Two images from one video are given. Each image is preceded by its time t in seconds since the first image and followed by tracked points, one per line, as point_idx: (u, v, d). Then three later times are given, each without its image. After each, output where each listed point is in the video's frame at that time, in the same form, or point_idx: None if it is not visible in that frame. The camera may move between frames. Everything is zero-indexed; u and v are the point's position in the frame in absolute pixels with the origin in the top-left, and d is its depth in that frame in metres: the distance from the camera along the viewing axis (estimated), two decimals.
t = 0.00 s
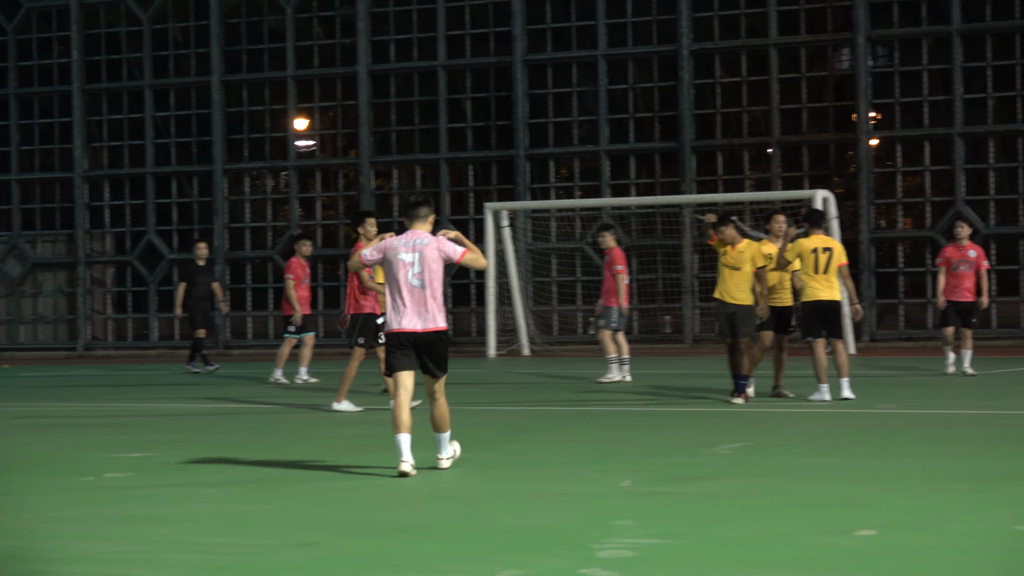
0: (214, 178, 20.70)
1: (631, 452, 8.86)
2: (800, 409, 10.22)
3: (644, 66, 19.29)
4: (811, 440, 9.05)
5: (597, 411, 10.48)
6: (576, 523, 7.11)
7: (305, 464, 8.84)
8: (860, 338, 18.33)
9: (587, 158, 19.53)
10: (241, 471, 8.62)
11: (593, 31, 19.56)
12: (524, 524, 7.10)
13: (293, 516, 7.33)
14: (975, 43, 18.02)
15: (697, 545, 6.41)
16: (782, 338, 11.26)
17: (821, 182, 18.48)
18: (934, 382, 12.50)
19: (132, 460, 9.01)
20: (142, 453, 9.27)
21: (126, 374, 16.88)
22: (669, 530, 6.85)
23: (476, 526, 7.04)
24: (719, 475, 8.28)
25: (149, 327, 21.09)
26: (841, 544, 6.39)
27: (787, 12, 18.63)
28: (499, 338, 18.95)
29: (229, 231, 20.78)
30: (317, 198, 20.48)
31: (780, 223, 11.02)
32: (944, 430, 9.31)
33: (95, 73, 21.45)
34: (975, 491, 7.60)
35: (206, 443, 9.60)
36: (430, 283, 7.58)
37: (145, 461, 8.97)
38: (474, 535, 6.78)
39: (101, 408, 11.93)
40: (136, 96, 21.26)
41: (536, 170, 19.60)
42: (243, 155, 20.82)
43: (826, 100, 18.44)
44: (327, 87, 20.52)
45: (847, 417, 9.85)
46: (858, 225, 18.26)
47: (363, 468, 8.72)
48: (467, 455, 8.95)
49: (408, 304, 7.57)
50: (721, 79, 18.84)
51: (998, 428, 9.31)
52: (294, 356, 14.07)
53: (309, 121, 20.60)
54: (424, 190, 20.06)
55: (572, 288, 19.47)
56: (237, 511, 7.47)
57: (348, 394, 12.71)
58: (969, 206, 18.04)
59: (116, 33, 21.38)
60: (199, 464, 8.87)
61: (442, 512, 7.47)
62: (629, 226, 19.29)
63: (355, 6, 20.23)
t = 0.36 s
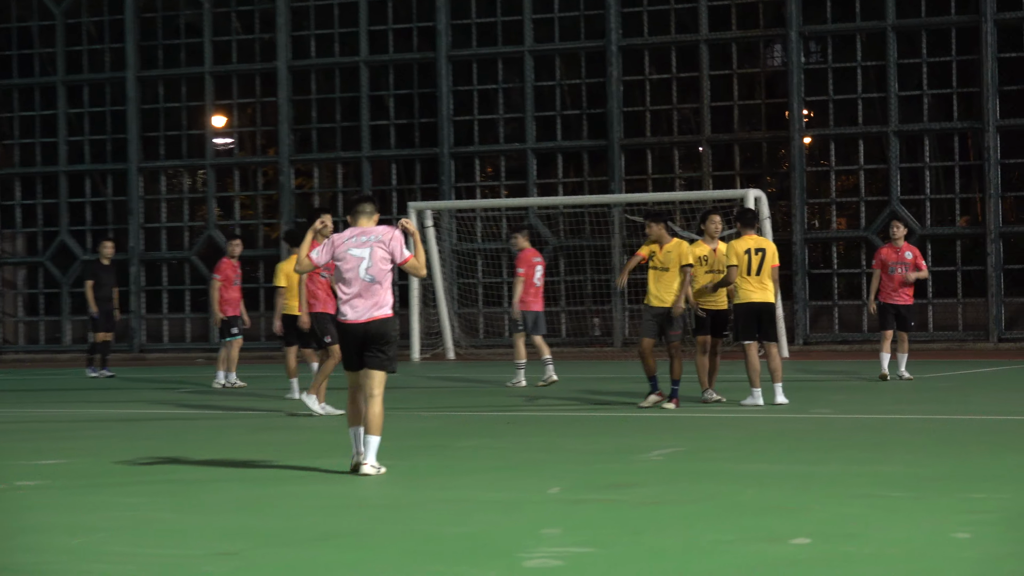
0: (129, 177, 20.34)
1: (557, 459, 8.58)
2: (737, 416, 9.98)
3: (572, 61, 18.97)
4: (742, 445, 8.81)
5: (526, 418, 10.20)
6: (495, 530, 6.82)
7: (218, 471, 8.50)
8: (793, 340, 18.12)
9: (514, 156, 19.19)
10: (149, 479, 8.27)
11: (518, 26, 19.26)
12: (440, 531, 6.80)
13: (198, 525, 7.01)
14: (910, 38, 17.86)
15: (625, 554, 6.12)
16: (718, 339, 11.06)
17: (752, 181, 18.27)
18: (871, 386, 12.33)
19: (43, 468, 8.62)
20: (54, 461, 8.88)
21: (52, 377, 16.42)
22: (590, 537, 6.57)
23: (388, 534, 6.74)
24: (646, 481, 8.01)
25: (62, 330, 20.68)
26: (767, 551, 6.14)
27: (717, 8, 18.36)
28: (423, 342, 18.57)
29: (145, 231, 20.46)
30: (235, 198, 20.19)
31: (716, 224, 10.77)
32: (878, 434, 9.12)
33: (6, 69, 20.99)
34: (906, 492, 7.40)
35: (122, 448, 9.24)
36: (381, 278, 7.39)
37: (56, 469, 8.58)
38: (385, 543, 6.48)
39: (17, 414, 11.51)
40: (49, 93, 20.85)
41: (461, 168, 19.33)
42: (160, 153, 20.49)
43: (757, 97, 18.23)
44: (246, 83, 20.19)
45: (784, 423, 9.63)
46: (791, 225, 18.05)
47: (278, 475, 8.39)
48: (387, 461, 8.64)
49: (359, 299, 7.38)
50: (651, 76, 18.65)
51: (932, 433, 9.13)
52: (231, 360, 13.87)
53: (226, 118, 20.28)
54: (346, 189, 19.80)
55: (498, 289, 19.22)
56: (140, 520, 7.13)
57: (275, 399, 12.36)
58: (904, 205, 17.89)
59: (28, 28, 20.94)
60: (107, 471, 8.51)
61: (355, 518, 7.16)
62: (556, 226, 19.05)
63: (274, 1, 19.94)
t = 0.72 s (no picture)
0: (59, 167, 19.33)
1: (529, 476, 7.82)
2: (727, 436, 9.10)
3: (545, 41, 18.22)
4: (732, 463, 8.07)
5: (497, 436, 9.43)
6: (457, 545, 6.06)
7: (154, 485, 7.72)
8: (789, 347, 17.31)
9: (481, 146, 18.43)
10: (69, 496, 7.38)
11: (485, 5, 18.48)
12: (396, 547, 6.04)
13: (124, 541, 6.22)
14: (916, 16, 17.17)
15: None
16: (708, 349, 10.26)
17: (744, 173, 17.50)
18: (869, 398, 11.57)
19: None
20: None
21: None
22: (565, 554, 5.82)
23: (336, 550, 5.98)
24: (627, 494, 7.26)
25: None
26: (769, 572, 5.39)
27: None
28: (382, 349, 17.77)
29: (75, 228, 19.47)
30: (175, 191, 19.27)
31: (704, 219, 10.04)
32: (880, 451, 8.38)
33: None
34: (917, 508, 6.66)
35: (42, 468, 8.29)
36: (355, 286, 7.17)
37: None
38: (331, 562, 5.72)
39: None
40: None
41: (425, 158, 18.54)
42: (92, 143, 19.51)
43: (748, 81, 17.47)
44: (186, 66, 19.30)
45: (779, 442, 8.76)
46: (786, 220, 17.31)
47: (220, 488, 7.61)
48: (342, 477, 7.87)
49: (331, 306, 7.14)
50: (631, 57, 17.89)
51: (940, 449, 8.39)
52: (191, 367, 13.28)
53: (166, 103, 19.35)
54: (297, 182, 18.93)
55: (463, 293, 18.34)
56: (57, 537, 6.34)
57: (231, 412, 11.55)
58: (911, 199, 17.15)
59: None
60: (24, 489, 7.60)
61: (303, 532, 6.40)
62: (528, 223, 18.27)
63: None
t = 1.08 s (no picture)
0: (35, 170, 19.32)
1: (507, 477, 7.77)
2: (710, 442, 8.95)
3: (523, 43, 18.20)
4: (711, 466, 8.03)
5: (476, 440, 9.38)
6: (433, 542, 6.00)
7: (129, 486, 7.66)
8: (768, 350, 17.36)
9: (459, 148, 18.44)
10: (39, 500, 7.21)
11: (462, 6, 18.45)
12: (370, 543, 5.99)
13: (95, 538, 6.17)
14: (895, 17, 17.13)
15: None
16: (699, 350, 10.19)
17: (723, 175, 17.54)
18: (851, 403, 11.54)
19: None
20: None
21: None
22: (540, 549, 5.78)
23: (310, 546, 5.93)
24: (605, 492, 7.21)
25: None
26: (745, 567, 5.35)
27: None
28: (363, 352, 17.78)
29: (52, 230, 19.44)
30: (152, 194, 19.23)
31: (681, 222, 9.96)
32: (861, 454, 8.35)
33: None
34: (896, 506, 6.63)
35: (11, 475, 8.12)
36: (355, 296, 7.26)
37: None
38: (304, 558, 5.68)
39: None
40: None
41: (403, 160, 18.52)
42: (68, 145, 19.46)
43: (727, 83, 17.48)
44: (163, 67, 19.27)
45: (762, 449, 8.62)
46: (766, 222, 17.37)
47: (195, 488, 7.55)
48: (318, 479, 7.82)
49: (332, 316, 7.23)
50: (610, 59, 17.88)
51: (920, 452, 8.37)
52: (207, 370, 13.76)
53: (142, 106, 19.31)
54: (276, 185, 18.90)
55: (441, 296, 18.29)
56: (28, 534, 6.28)
57: (210, 416, 11.48)
58: (889, 202, 17.13)
59: None
60: None
61: (277, 529, 6.35)
62: (507, 225, 18.20)
63: None
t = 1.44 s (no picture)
0: (35, 173, 19.31)
1: (507, 480, 7.78)
2: (710, 445, 8.96)
3: (524, 47, 18.20)
4: (711, 468, 8.04)
5: (477, 443, 9.40)
6: (434, 544, 6.01)
7: (127, 489, 7.67)
8: (769, 353, 17.38)
9: (459, 152, 18.44)
10: (41, 503, 7.23)
11: (462, 10, 18.45)
12: (369, 545, 6.00)
13: (94, 541, 6.18)
14: (895, 21, 17.12)
15: None
16: (706, 353, 10.20)
17: (723, 179, 17.54)
18: (851, 406, 11.55)
19: None
20: None
21: None
22: (539, 551, 5.79)
23: (310, 549, 5.94)
24: (604, 494, 7.23)
25: None
26: (744, 569, 5.36)
27: None
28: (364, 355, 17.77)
29: (53, 234, 19.44)
30: (153, 198, 19.23)
31: (693, 225, 10.00)
32: (861, 457, 8.35)
33: None
34: (895, 509, 6.64)
35: (14, 477, 8.14)
36: (378, 292, 7.75)
37: None
38: (303, 560, 5.69)
39: None
40: None
41: (403, 164, 18.52)
42: (69, 149, 19.46)
43: (727, 87, 17.48)
44: (163, 70, 19.28)
45: (762, 451, 8.64)
46: (766, 226, 17.38)
47: (194, 491, 7.57)
48: (317, 481, 7.82)
49: (358, 311, 7.68)
50: (610, 63, 17.88)
51: (921, 455, 8.37)
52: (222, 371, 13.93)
53: (143, 109, 19.30)
54: (276, 188, 18.91)
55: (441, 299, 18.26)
56: (26, 536, 6.30)
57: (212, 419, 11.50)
58: (890, 205, 17.14)
59: None
60: None
61: (276, 532, 6.36)
62: (507, 228, 18.19)
63: None
